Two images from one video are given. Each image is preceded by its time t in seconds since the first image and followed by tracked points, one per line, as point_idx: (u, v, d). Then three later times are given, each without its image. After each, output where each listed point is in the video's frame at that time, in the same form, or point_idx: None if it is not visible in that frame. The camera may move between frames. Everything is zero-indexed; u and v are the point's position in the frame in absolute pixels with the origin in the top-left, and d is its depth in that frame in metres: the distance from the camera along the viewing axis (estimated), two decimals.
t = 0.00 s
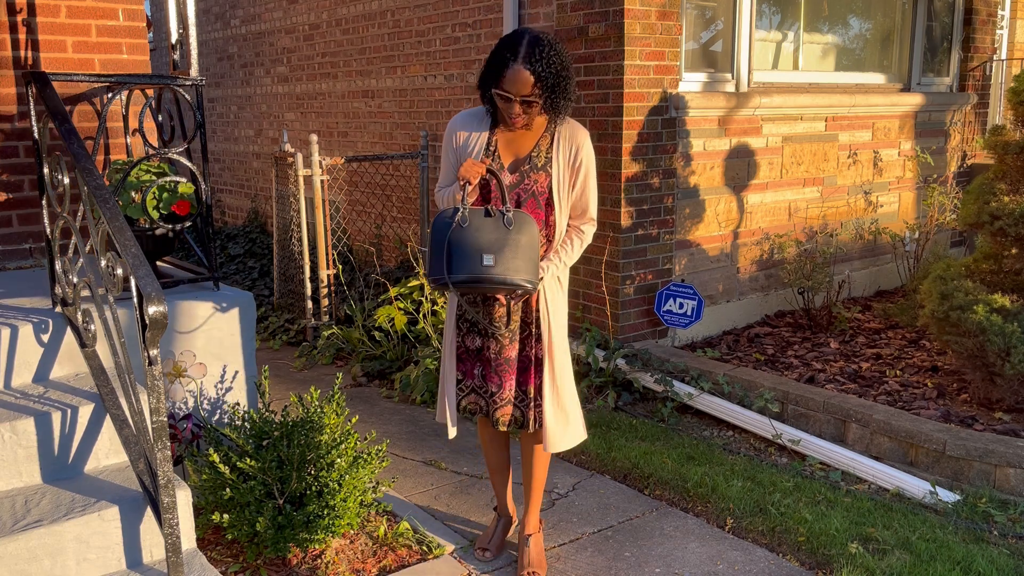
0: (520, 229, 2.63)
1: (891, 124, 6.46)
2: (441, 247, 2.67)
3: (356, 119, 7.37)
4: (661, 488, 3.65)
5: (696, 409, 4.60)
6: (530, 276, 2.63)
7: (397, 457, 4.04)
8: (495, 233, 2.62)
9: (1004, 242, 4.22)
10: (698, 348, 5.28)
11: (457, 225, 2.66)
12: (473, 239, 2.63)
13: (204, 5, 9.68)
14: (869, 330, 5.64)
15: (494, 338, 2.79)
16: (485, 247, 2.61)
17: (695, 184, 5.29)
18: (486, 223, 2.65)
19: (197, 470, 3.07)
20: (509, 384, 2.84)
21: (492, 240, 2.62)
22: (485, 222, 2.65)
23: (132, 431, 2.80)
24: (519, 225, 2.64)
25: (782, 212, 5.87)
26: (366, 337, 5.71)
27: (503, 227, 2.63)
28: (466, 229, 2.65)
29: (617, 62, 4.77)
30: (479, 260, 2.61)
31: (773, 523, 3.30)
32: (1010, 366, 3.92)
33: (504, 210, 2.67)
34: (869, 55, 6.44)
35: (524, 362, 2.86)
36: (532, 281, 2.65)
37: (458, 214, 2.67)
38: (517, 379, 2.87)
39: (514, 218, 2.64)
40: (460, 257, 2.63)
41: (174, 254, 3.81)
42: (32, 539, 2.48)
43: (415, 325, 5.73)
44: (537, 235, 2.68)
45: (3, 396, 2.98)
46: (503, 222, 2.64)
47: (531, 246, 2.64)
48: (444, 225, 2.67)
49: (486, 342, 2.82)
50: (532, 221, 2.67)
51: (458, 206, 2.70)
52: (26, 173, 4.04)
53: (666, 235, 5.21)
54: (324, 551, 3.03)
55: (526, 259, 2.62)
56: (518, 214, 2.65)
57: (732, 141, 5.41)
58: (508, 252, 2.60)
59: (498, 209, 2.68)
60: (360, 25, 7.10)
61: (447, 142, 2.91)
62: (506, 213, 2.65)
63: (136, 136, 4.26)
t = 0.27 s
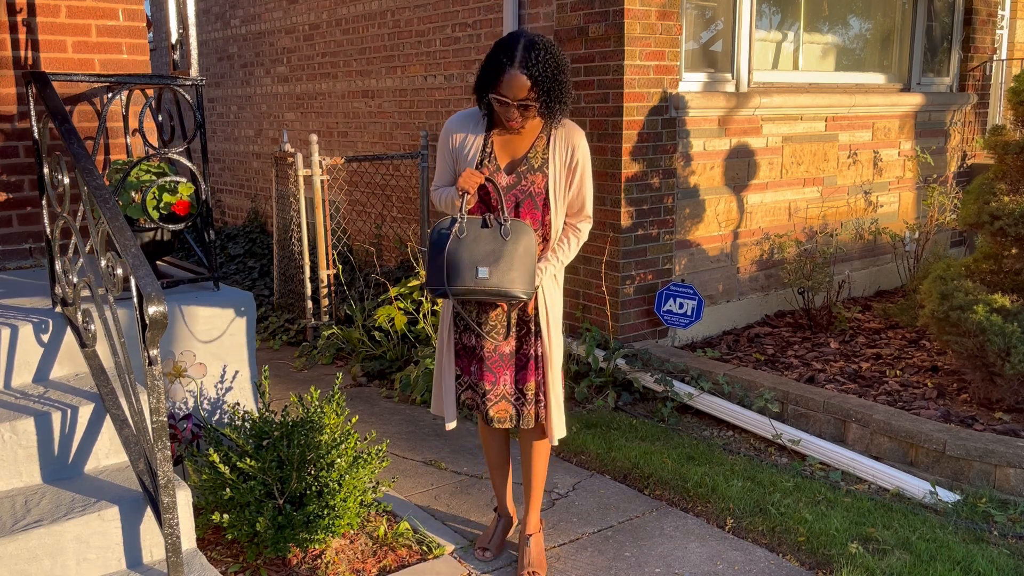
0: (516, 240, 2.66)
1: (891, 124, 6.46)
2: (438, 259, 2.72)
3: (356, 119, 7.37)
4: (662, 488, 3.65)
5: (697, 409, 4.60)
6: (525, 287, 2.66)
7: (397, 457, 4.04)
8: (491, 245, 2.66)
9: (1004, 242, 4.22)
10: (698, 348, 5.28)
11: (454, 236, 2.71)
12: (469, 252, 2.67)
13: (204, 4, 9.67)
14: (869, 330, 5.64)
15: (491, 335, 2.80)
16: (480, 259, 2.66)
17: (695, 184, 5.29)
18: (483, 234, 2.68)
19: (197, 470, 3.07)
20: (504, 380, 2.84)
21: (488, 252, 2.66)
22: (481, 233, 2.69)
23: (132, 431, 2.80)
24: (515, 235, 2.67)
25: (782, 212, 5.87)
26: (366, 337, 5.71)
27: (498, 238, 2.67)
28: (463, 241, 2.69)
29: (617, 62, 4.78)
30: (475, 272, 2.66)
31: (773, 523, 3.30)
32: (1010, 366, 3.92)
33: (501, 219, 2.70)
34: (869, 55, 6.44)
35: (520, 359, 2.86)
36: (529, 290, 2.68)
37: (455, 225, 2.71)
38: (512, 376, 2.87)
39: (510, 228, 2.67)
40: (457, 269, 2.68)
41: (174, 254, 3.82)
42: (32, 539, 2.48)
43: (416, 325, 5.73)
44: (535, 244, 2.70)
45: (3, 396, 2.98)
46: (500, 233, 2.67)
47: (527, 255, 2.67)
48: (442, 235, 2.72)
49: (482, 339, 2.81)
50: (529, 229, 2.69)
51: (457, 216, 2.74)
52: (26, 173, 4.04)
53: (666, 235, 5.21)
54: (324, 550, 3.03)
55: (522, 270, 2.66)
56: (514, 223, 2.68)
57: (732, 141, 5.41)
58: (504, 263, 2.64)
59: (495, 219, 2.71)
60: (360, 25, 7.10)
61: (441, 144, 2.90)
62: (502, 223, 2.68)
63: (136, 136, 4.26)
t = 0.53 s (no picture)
0: (515, 242, 2.67)
1: (891, 124, 6.46)
2: (437, 260, 2.72)
3: (356, 119, 7.37)
4: (661, 488, 3.65)
5: (697, 409, 4.60)
6: (523, 288, 2.67)
7: (397, 457, 4.04)
8: (489, 246, 2.67)
9: (1004, 242, 4.22)
10: (698, 348, 5.28)
11: (453, 237, 2.71)
12: (468, 253, 2.68)
13: (204, 5, 9.67)
14: (869, 330, 5.64)
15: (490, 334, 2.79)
16: (479, 260, 2.66)
17: (695, 184, 5.29)
18: (481, 235, 2.69)
19: (197, 470, 3.07)
20: (503, 379, 2.85)
21: (487, 253, 2.66)
22: (480, 234, 2.69)
23: (132, 431, 2.80)
24: (514, 237, 2.67)
25: (782, 212, 5.87)
26: (366, 337, 5.71)
27: (497, 239, 2.67)
28: (462, 242, 2.70)
29: (617, 62, 4.78)
30: (473, 274, 2.66)
31: (773, 523, 3.30)
32: (1010, 366, 3.92)
33: (500, 221, 2.71)
34: (869, 55, 6.44)
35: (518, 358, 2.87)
36: (528, 292, 2.69)
37: (454, 226, 2.72)
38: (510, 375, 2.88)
39: (509, 230, 2.68)
40: (455, 270, 2.68)
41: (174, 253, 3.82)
42: (32, 539, 2.48)
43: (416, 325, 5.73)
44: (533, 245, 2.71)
45: (3, 396, 2.98)
46: (498, 235, 2.68)
47: (526, 257, 2.67)
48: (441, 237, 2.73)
49: (482, 338, 2.81)
50: (528, 231, 2.70)
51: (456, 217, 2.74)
52: (26, 172, 4.05)
53: (666, 235, 5.21)
54: (324, 550, 3.03)
55: (521, 271, 2.66)
56: (513, 223, 2.69)
57: (732, 141, 5.41)
58: (503, 265, 2.64)
59: (494, 221, 2.72)
60: (360, 25, 7.10)
61: (439, 142, 2.89)
62: (501, 225, 2.69)
63: (136, 136, 4.26)
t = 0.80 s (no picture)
0: (512, 245, 2.67)
1: (891, 124, 6.46)
2: (435, 262, 2.72)
3: (356, 119, 7.37)
4: (662, 488, 3.65)
5: (697, 409, 4.60)
6: (520, 292, 2.68)
7: (397, 458, 4.04)
8: (486, 249, 2.67)
9: (1004, 242, 4.22)
10: (698, 348, 5.28)
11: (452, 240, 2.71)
12: (466, 256, 2.68)
13: (204, 5, 9.67)
14: (869, 330, 5.64)
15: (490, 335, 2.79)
16: (477, 263, 2.66)
17: (695, 184, 5.29)
18: (479, 239, 2.69)
19: (197, 470, 3.07)
20: (502, 379, 2.85)
21: (484, 256, 2.66)
22: (477, 237, 2.69)
23: (132, 431, 2.80)
24: (511, 240, 2.67)
25: (782, 212, 5.87)
26: (366, 337, 5.71)
27: (494, 243, 2.67)
28: (459, 244, 2.70)
29: (617, 62, 4.78)
30: (470, 277, 2.66)
31: (773, 523, 3.30)
32: (1010, 366, 3.92)
33: (497, 224, 2.70)
34: (869, 55, 6.44)
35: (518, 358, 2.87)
36: (524, 295, 2.69)
37: (453, 228, 2.71)
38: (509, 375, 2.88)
39: (506, 233, 2.68)
40: (452, 272, 2.68)
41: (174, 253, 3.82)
42: (32, 539, 2.48)
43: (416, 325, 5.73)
44: (530, 249, 2.71)
45: (3, 396, 2.98)
46: (495, 238, 2.68)
47: (523, 262, 2.68)
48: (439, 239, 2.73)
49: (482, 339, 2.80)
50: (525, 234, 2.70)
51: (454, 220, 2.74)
52: (26, 172, 4.05)
53: (666, 235, 5.21)
54: (324, 550, 3.03)
55: (517, 275, 2.67)
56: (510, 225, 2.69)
57: (732, 141, 5.41)
58: (500, 269, 2.65)
59: (491, 223, 2.71)
60: (360, 26, 7.10)
61: (436, 144, 2.89)
62: (498, 228, 2.69)
63: (136, 136, 4.27)
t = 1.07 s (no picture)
0: (506, 256, 2.73)
1: (891, 124, 6.46)
2: (431, 268, 2.75)
3: (356, 119, 7.37)
4: (662, 488, 3.65)
5: (697, 409, 4.60)
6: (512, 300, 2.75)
7: (397, 458, 4.04)
8: (482, 259, 2.72)
9: (1004, 242, 4.22)
10: (698, 348, 5.28)
11: (447, 247, 2.74)
12: (461, 263, 2.72)
13: (204, 5, 9.67)
14: (869, 330, 5.64)
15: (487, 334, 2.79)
16: (472, 272, 2.70)
17: (695, 184, 5.29)
18: (474, 247, 2.73)
19: (197, 470, 3.07)
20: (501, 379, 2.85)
21: (479, 266, 2.71)
22: (472, 245, 2.73)
23: (132, 431, 2.80)
24: (505, 251, 2.73)
25: (782, 212, 5.87)
26: (366, 337, 5.71)
27: (490, 252, 2.72)
28: (455, 251, 2.73)
29: (617, 62, 4.78)
30: (465, 285, 2.71)
31: (773, 523, 3.30)
32: (1010, 366, 3.92)
33: (491, 232, 2.75)
34: (869, 55, 6.44)
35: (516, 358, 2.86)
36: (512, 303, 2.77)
37: (449, 235, 2.74)
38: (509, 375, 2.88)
39: (501, 243, 2.73)
40: (448, 280, 2.72)
41: (173, 254, 3.81)
42: (32, 539, 2.48)
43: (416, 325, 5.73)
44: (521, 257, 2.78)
45: (3, 396, 2.98)
46: (491, 247, 2.73)
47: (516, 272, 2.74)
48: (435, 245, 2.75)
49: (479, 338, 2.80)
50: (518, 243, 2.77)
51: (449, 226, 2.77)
52: (26, 172, 4.05)
53: (666, 235, 5.21)
54: (324, 550, 3.02)
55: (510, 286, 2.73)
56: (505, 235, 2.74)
57: (732, 141, 5.41)
58: (494, 279, 2.70)
59: (486, 231, 2.75)
60: (360, 26, 7.10)
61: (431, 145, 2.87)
62: (493, 237, 2.73)
63: (136, 136, 4.27)
